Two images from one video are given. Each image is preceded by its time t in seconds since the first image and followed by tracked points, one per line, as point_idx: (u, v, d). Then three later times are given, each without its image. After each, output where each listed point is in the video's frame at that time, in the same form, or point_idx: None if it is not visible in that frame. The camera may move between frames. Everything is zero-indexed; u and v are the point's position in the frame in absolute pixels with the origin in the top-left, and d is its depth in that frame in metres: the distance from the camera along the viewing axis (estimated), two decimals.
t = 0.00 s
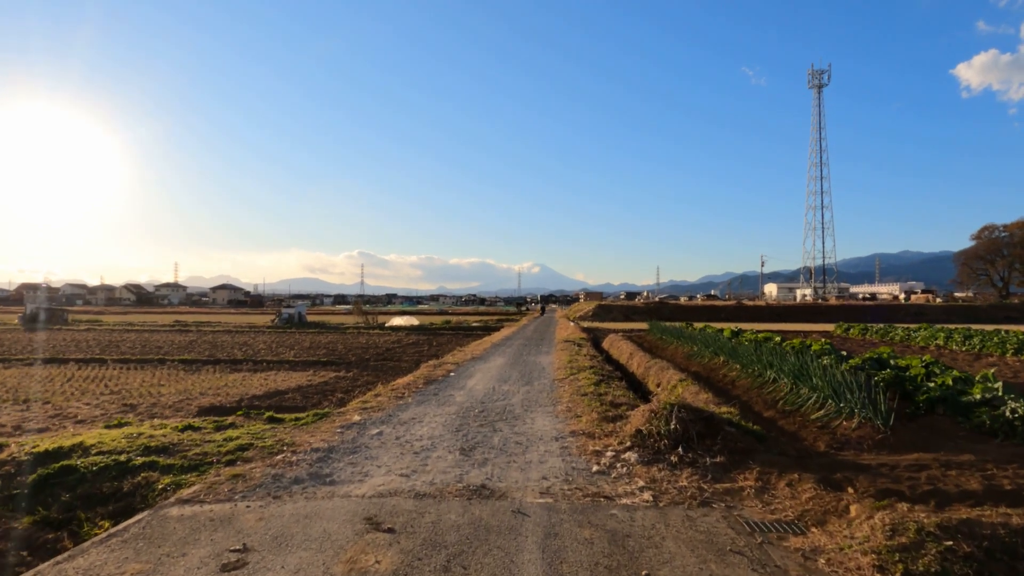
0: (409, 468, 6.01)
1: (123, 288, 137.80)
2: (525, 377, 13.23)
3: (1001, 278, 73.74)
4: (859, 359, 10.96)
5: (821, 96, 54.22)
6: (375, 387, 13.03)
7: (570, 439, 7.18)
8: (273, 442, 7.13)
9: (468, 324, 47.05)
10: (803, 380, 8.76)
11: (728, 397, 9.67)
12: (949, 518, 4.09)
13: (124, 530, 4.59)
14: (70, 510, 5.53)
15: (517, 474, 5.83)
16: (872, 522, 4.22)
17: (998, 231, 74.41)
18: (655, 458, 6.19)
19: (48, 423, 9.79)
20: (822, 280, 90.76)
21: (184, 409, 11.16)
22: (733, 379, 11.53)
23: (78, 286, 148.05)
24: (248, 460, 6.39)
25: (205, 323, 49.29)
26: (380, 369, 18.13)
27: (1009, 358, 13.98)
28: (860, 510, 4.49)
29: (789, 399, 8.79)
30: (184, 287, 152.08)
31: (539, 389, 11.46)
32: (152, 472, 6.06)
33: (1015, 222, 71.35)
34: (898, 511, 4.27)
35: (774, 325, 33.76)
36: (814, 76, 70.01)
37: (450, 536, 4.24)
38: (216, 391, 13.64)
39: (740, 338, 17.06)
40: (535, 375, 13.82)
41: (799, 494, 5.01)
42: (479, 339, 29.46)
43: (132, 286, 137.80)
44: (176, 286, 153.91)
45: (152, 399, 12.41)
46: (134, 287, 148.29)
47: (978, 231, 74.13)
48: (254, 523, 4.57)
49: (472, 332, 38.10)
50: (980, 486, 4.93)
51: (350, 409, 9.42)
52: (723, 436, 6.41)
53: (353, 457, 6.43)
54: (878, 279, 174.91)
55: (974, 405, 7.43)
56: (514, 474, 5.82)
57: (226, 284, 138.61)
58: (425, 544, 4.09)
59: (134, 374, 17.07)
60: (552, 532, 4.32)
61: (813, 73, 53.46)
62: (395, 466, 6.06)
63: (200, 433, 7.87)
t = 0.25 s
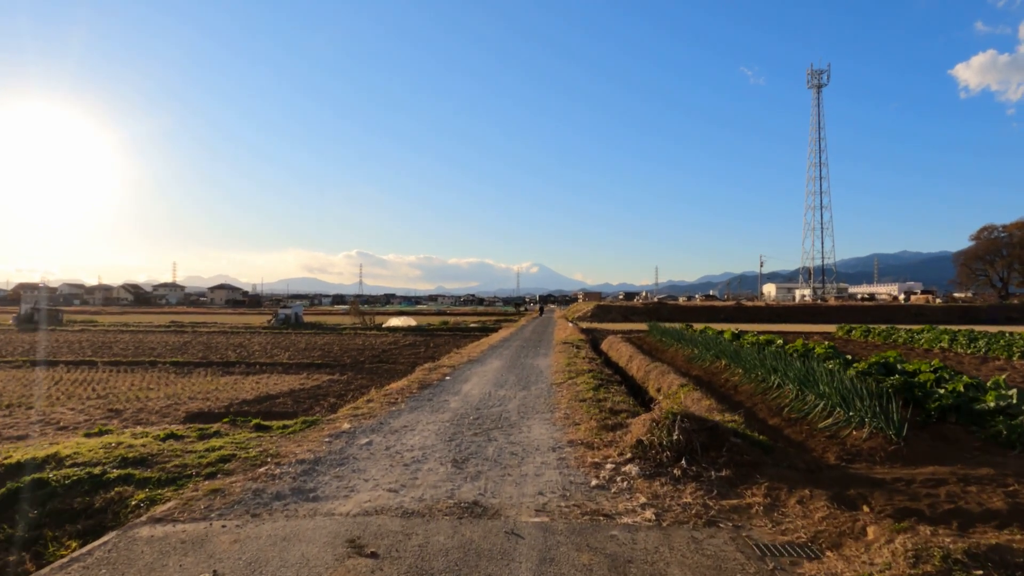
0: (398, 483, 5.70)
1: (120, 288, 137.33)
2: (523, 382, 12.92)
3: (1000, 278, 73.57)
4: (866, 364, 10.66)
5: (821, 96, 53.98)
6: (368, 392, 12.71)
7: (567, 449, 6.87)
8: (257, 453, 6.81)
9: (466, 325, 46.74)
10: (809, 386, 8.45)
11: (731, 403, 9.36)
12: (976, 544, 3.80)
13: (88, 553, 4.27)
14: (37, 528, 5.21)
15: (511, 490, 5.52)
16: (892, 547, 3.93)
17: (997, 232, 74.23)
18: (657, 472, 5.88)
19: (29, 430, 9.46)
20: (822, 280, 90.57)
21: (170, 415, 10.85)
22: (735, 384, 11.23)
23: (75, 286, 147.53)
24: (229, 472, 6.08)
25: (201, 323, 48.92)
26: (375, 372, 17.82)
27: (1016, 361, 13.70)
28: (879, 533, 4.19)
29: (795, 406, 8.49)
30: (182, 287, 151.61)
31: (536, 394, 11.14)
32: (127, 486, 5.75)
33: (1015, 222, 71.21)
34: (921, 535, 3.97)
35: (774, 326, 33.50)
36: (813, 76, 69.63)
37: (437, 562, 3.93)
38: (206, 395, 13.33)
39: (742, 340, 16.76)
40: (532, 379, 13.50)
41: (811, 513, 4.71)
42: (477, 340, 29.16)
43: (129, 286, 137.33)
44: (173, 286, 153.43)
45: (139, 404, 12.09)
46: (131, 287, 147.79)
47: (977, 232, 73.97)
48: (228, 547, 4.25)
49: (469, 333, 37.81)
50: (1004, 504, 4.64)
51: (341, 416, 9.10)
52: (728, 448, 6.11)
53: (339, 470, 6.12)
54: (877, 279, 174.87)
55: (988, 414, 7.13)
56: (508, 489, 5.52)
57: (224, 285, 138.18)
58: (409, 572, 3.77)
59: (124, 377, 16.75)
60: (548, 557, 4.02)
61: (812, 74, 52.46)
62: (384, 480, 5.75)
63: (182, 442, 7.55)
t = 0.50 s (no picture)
0: (381, 489, 5.38)
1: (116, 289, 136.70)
2: (517, 383, 12.60)
3: (998, 280, 73.47)
4: (870, 365, 10.35)
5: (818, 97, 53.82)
6: (358, 393, 12.38)
7: (561, 453, 6.55)
8: (235, 458, 6.47)
9: (462, 325, 46.42)
10: (813, 388, 8.15)
11: (732, 405, 9.06)
12: (1003, 558, 3.49)
13: (40, 568, 3.94)
14: None
15: (501, 497, 5.20)
16: (911, 561, 3.62)
17: (994, 233, 74.15)
18: (656, 478, 5.56)
19: (3, 433, 9.11)
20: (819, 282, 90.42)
21: (152, 417, 10.51)
22: (735, 385, 10.93)
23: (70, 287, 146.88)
24: (203, 479, 5.74)
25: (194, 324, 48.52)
26: (367, 373, 17.50)
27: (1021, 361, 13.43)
28: (895, 545, 3.88)
29: (798, 408, 8.19)
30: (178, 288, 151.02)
31: (531, 396, 10.82)
32: (93, 493, 5.41)
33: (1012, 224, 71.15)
34: (942, 548, 3.67)
35: (773, 327, 33.24)
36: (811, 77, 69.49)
37: None
38: (192, 396, 13.00)
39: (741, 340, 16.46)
40: (527, 380, 13.19)
41: (821, 523, 4.40)
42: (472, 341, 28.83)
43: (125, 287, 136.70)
44: (169, 287, 152.81)
45: (123, 405, 11.76)
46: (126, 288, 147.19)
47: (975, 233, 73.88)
48: (192, 560, 3.92)
49: (466, 334, 37.48)
50: None
51: (327, 418, 8.76)
52: (730, 452, 5.80)
53: (320, 475, 5.79)
54: (874, 281, 174.93)
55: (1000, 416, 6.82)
56: (498, 497, 5.20)
57: (220, 286, 137.64)
58: None
59: (110, 378, 16.36)
60: (538, 573, 3.70)
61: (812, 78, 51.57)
62: (366, 487, 5.42)
63: (159, 446, 7.21)
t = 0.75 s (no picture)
0: (362, 507, 5.03)
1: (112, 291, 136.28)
2: (512, 388, 12.26)
3: (997, 282, 73.25)
4: (876, 371, 10.02)
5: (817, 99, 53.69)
6: (348, 399, 12.03)
7: (556, 466, 6.20)
8: (211, 471, 6.12)
9: (459, 328, 46.07)
10: (819, 395, 7.81)
11: (734, 413, 8.72)
12: None
13: None
14: None
15: (490, 516, 4.85)
16: None
17: (993, 235, 73.96)
18: (655, 494, 5.22)
19: None
20: (818, 284, 90.22)
21: (134, 424, 10.15)
22: (737, 391, 10.59)
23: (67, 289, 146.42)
24: (174, 495, 5.39)
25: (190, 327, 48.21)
26: (360, 377, 17.16)
27: None
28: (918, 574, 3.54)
29: (804, 416, 7.85)
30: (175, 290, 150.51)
31: (526, 402, 10.47)
32: (54, 512, 5.06)
33: (1011, 226, 71.02)
34: None
35: (773, 330, 32.99)
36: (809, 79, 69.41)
37: None
38: (178, 402, 12.64)
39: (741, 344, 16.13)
40: (523, 385, 12.85)
41: (835, 546, 4.06)
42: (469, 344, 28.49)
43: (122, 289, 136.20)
44: (166, 289, 152.46)
45: (105, 412, 11.40)
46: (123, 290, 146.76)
47: (974, 235, 73.76)
48: None
49: (463, 336, 37.14)
50: None
51: (313, 427, 8.41)
52: (735, 466, 5.46)
53: (298, 491, 5.44)
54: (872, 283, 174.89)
55: (1017, 426, 6.46)
56: (486, 515, 4.85)
57: (217, 288, 137.34)
58: None
59: (97, 382, 16.00)
60: None
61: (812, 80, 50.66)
62: (347, 505, 5.08)
63: (133, 457, 6.86)
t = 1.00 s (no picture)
0: (345, 518, 4.71)
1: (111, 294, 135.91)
2: (509, 391, 11.95)
3: (997, 284, 72.96)
4: (883, 374, 9.73)
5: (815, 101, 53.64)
6: (341, 402, 11.69)
7: (552, 474, 5.88)
8: (188, 479, 5.79)
9: (458, 331, 45.75)
10: (827, 398, 7.50)
11: (738, 417, 8.40)
12: None
13: None
14: None
15: (481, 528, 4.53)
16: None
17: (993, 237, 73.72)
18: (658, 505, 4.89)
19: None
20: (818, 287, 89.99)
21: (117, 429, 9.81)
22: (741, 394, 10.27)
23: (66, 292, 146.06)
24: (145, 505, 5.06)
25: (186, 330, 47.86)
26: (355, 380, 16.82)
27: None
28: None
29: (812, 421, 7.54)
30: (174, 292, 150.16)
31: (523, 406, 10.14)
32: (15, 524, 4.72)
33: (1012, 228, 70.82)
34: None
35: (773, 333, 32.71)
36: (809, 82, 69.44)
37: None
38: (166, 406, 12.31)
39: (743, 346, 15.83)
40: (520, 388, 12.53)
41: (854, 563, 3.75)
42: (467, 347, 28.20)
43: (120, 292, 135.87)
44: (164, 292, 152.12)
45: (90, 416, 11.06)
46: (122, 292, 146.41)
47: (975, 238, 73.57)
48: None
49: (461, 339, 36.83)
50: None
51: (300, 432, 8.08)
52: (742, 474, 5.14)
53: (278, 501, 5.11)
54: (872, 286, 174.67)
55: None
56: (477, 528, 4.53)
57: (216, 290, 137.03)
58: None
59: (85, 385, 15.66)
60: None
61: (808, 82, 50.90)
62: (329, 516, 4.76)
63: (109, 463, 6.53)
